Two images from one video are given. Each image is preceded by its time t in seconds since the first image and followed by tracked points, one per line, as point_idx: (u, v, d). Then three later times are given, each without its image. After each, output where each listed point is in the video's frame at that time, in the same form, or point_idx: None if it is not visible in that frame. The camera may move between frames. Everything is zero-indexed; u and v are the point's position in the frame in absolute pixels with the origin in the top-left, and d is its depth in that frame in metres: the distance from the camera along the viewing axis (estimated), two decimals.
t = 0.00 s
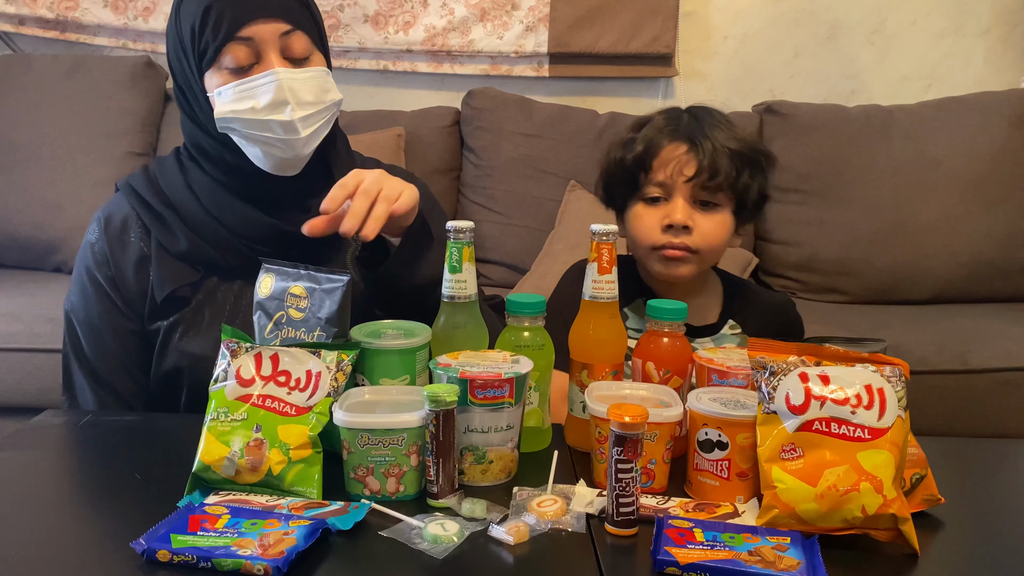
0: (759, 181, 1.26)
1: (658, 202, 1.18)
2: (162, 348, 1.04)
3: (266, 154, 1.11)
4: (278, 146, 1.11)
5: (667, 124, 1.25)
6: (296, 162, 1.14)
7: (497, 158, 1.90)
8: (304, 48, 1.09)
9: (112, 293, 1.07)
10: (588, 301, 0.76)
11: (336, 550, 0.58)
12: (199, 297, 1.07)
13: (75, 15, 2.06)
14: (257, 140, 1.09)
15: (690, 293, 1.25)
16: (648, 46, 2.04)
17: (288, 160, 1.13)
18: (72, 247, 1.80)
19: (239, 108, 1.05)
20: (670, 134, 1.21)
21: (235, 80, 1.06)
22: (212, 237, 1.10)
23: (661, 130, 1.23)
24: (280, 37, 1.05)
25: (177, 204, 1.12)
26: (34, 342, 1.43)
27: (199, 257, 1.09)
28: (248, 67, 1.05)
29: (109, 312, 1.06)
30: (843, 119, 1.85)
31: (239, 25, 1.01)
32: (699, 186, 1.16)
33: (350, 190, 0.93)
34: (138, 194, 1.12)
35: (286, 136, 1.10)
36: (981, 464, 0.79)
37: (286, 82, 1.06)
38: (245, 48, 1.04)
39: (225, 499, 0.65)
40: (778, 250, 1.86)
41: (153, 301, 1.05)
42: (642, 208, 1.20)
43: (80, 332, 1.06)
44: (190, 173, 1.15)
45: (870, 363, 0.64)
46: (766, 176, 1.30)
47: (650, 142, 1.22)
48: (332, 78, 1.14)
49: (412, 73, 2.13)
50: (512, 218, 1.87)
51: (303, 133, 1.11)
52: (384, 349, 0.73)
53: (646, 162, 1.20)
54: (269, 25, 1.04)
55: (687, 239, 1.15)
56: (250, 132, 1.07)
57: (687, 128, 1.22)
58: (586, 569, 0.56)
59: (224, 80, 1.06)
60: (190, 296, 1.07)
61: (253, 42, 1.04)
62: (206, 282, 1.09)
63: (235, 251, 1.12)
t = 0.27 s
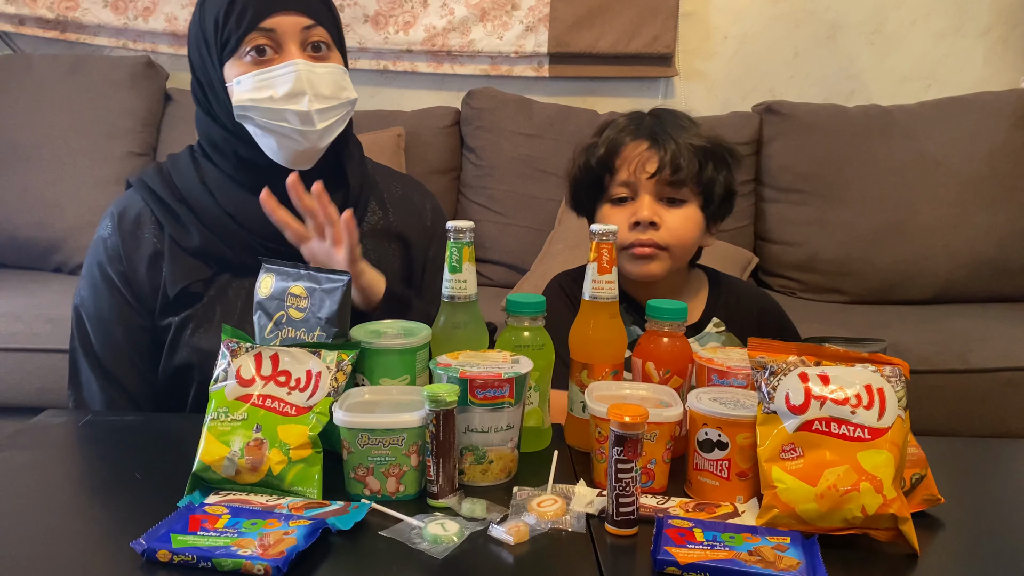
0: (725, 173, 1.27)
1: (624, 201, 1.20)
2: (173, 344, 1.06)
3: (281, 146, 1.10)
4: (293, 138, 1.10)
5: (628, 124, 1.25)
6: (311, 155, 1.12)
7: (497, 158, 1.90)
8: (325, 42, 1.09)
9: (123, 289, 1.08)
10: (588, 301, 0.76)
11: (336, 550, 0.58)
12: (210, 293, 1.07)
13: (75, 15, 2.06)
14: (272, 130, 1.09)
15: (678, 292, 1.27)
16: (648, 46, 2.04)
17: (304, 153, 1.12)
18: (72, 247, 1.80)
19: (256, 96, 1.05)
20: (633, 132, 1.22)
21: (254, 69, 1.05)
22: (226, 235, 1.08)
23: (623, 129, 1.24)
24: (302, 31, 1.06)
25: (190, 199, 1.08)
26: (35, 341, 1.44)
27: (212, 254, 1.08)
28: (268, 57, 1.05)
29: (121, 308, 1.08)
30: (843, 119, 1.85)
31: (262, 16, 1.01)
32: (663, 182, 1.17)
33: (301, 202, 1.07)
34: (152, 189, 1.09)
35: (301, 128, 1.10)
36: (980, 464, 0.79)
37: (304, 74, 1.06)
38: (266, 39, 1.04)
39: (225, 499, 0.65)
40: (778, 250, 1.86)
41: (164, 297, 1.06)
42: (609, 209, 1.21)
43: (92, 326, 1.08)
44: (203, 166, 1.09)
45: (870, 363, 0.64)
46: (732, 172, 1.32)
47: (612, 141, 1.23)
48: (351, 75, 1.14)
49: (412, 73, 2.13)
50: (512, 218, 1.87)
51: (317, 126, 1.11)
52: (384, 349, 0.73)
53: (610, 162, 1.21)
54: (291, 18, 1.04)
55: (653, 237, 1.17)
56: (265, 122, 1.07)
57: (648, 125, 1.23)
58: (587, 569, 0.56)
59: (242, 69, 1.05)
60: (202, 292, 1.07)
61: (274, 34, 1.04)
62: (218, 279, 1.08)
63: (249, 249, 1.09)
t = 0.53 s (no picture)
0: (721, 168, 1.27)
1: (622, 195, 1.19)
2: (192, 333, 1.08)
3: (303, 148, 1.15)
4: (314, 142, 1.15)
5: (622, 118, 1.27)
6: (331, 160, 1.18)
7: (497, 158, 1.91)
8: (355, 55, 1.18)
9: (144, 280, 1.10)
10: (588, 301, 0.76)
11: (336, 550, 0.58)
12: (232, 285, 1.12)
13: (75, 15, 2.06)
14: (295, 132, 1.14)
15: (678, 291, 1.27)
16: (648, 46, 2.04)
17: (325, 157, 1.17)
18: (72, 247, 1.80)
19: (284, 98, 1.10)
20: (628, 127, 1.23)
21: (286, 73, 1.12)
22: (250, 230, 1.15)
23: (618, 124, 1.25)
24: (335, 42, 1.14)
25: (218, 195, 1.15)
26: (34, 341, 1.44)
27: (236, 248, 1.14)
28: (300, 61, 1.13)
29: (140, 298, 1.10)
30: (843, 119, 1.85)
31: (298, 23, 1.09)
32: (660, 175, 1.16)
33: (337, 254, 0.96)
34: (181, 185, 1.15)
35: (324, 134, 1.14)
36: (980, 464, 0.79)
37: (332, 83, 1.13)
38: (300, 45, 1.11)
39: (225, 499, 0.65)
40: (778, 250, 1.86)
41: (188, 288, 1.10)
42: (606, 205, 1.21)
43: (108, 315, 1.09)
44: (230, 164, 1.19)
45: (870, 363, 0.64)
46: (729, 167, 1.32)
47: (607, 136, 1.23)
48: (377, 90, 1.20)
49: (412, 73, 2.13)
50: (512, 218, 1.87)
51: (340, 134, 1.16)
52: (384, 349, 0.73)
53: (605, 157, 1.21)
54: (325, 28, 1.12)
55: (654, 230, 1.14)
56: (289, 124, 1.12)
57: (642, 121, 1.24)
58: (587, 569, 0.56)
59: (275, 71, 1.13)
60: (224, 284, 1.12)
61: (307, 41, 1.12)
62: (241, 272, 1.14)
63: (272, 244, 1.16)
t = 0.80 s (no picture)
0: (720, 165, 1.27)
1: (621, 195, 1.18)
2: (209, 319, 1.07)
3: (318, 152, 1.15)
4: (330, 147, 1.14)
5: (618, 118, 1.27)
6: (345, 165, 1.18)
7: (497, 158, 1.91)
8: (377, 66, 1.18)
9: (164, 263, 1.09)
10: (588, 301, 0.76)
11: (336, 550, 0.58)
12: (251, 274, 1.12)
13: (75, 15, 2.06)
14: (312, 136, 1.13)
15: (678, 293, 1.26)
16: (648, 46, 2.04)
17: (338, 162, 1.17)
18: (72, 247, 1.80)
19: (303, 102, 1.10)
20: (625, 126, 1.23)
21: (308, 79, 1.13)
22: (271, 222, 1.15)
23: (615, 124, 1.25)
24: (357, 51, 1.14)
25: (241, 187, 1.16)
26: (34, 342, 1.44)
27: (256, 239, 1.13)
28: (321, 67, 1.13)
29: (159, 282, 1.09)
30: (842, 119, 1.85)
31: (323, 31, 1.09)
32: (659, 173, 1.16)
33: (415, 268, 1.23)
34: (205, 175, 1.15)
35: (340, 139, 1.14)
36: (981, 464, 0.79)
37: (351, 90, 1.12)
38: (323, 51, 1.11)
39: (225, 499, 0.65)
40: (778, 250, 1.86)
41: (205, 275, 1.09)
42: (605, 205, 1.20)
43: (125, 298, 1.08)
44: (254, 158, 1.20)
45: (870, 363, 0.64)
46: (729, 165, 1.32)
47: (603, 136, 1.24)
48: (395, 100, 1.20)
49: (412, 73, 2.13)
50: (512, 218, 1.87)
51: (355, 140, 1.15)
52: (384, 349, 0.73)
53: (603, 157, 1.21)
54: (349, 38, 1.11)
55: (654, 229, 1.14)
56: (306, 128, 1.12)
57: (640, 120, 1.24)
58: (587, 569, 0.56)
59: (298, 77, 1.13)
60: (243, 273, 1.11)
61: (331, 48, 1.11)
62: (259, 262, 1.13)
63: (292, 237, 1.16)
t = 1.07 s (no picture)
0: (718, 169, 1.26)
1: (619, 201, 1.18)
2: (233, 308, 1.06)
3: (333, 148, 1.10)
4: (345, 143, 1.10)
5: (616, 122, 1.26)
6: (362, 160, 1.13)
7: (497, 158, 1.91)
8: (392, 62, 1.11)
9: (193, 242, 1.08)
10: (588, 301, 0.76)
11: (336, 550, 0.58)
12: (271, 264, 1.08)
13: (75, 15, 2.06)
14: (327, 133, 1.09)
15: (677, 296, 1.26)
16: (648, 46, 2.04)
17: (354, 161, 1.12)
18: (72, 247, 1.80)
19: (317, 98, 1.06)
20: (622, 130, 1.23)
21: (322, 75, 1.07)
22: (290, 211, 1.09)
23: (612, 128, 1.25)
24: (371, 48, 1.08)
25: (259, 172, 1.10)
26: (34, 342, 1.44)
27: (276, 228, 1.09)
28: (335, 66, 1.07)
29: (190, 261, 1.08)
30: (842, 118, 1.85)
31: (337, 29, 1.04)
32: (657, 179, 1.16)
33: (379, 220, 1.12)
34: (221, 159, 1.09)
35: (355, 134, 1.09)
36: (981, 464, 0.79)
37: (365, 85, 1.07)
38: (337, 49, 1.06)
39: (225, 499, 0.65)
40: (778, 250, 1.86)
41: (224, 258, 1.07)
42: (602, 211, 1.20)
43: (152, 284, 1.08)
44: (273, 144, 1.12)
45: (870, 364, 0.64)
46: (727, 168, 1.32)
47: (600, 141, 1.24)
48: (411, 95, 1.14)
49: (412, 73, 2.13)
50: (512, 218, 1.87)
51: (370, 134, 1.11)
52: (384, 349, 0.73)
53: (600, 162, 1.21)
54: (363, 35, 1.06)
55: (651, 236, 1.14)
56: (321, 124, 1.07)
57: (637, 125, 1.24)
58: (587, 569, 0.56)
59: (312, 74, 1.07)
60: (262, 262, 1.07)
61: (344, 46, 1.06)
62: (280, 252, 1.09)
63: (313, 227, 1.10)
